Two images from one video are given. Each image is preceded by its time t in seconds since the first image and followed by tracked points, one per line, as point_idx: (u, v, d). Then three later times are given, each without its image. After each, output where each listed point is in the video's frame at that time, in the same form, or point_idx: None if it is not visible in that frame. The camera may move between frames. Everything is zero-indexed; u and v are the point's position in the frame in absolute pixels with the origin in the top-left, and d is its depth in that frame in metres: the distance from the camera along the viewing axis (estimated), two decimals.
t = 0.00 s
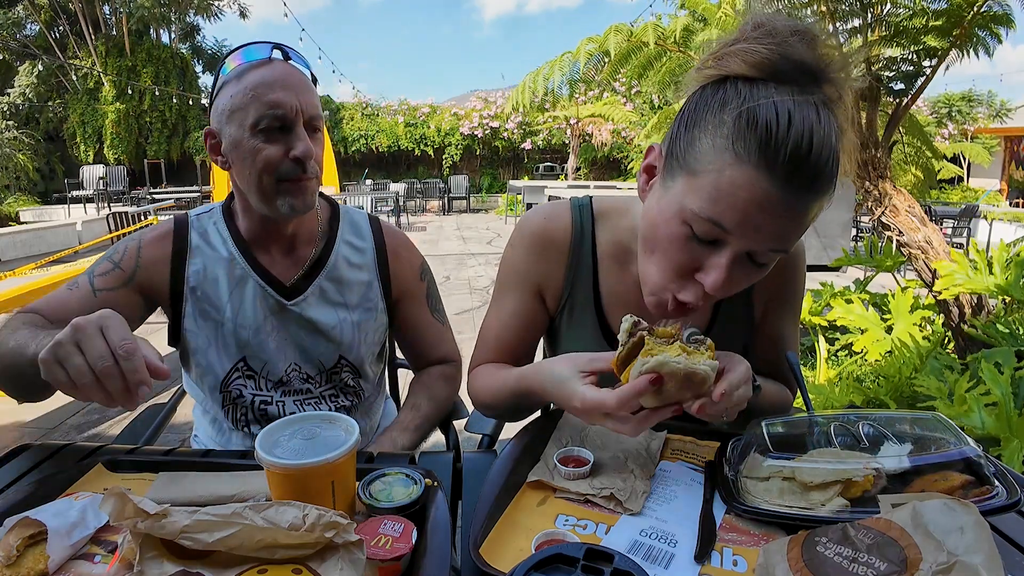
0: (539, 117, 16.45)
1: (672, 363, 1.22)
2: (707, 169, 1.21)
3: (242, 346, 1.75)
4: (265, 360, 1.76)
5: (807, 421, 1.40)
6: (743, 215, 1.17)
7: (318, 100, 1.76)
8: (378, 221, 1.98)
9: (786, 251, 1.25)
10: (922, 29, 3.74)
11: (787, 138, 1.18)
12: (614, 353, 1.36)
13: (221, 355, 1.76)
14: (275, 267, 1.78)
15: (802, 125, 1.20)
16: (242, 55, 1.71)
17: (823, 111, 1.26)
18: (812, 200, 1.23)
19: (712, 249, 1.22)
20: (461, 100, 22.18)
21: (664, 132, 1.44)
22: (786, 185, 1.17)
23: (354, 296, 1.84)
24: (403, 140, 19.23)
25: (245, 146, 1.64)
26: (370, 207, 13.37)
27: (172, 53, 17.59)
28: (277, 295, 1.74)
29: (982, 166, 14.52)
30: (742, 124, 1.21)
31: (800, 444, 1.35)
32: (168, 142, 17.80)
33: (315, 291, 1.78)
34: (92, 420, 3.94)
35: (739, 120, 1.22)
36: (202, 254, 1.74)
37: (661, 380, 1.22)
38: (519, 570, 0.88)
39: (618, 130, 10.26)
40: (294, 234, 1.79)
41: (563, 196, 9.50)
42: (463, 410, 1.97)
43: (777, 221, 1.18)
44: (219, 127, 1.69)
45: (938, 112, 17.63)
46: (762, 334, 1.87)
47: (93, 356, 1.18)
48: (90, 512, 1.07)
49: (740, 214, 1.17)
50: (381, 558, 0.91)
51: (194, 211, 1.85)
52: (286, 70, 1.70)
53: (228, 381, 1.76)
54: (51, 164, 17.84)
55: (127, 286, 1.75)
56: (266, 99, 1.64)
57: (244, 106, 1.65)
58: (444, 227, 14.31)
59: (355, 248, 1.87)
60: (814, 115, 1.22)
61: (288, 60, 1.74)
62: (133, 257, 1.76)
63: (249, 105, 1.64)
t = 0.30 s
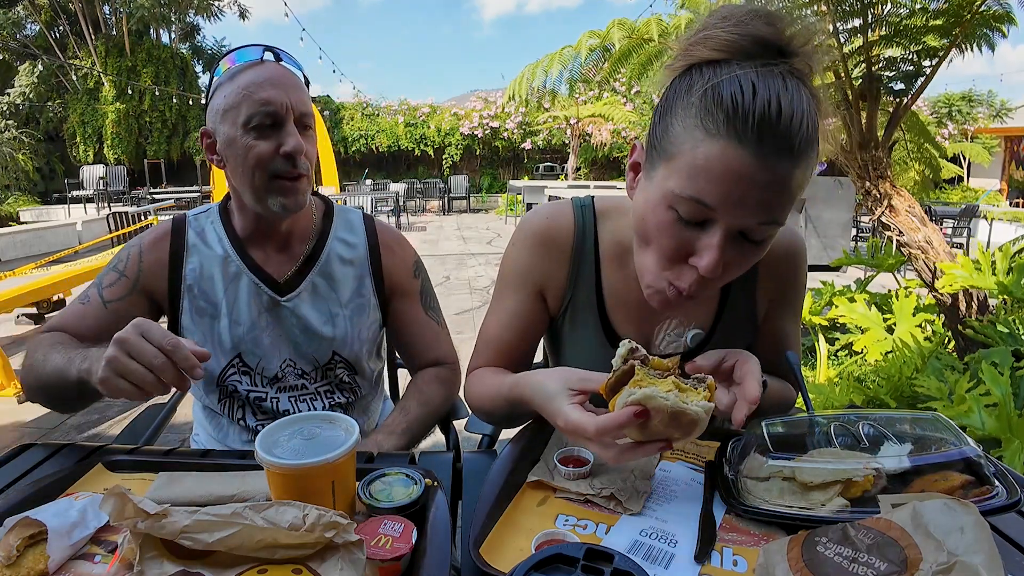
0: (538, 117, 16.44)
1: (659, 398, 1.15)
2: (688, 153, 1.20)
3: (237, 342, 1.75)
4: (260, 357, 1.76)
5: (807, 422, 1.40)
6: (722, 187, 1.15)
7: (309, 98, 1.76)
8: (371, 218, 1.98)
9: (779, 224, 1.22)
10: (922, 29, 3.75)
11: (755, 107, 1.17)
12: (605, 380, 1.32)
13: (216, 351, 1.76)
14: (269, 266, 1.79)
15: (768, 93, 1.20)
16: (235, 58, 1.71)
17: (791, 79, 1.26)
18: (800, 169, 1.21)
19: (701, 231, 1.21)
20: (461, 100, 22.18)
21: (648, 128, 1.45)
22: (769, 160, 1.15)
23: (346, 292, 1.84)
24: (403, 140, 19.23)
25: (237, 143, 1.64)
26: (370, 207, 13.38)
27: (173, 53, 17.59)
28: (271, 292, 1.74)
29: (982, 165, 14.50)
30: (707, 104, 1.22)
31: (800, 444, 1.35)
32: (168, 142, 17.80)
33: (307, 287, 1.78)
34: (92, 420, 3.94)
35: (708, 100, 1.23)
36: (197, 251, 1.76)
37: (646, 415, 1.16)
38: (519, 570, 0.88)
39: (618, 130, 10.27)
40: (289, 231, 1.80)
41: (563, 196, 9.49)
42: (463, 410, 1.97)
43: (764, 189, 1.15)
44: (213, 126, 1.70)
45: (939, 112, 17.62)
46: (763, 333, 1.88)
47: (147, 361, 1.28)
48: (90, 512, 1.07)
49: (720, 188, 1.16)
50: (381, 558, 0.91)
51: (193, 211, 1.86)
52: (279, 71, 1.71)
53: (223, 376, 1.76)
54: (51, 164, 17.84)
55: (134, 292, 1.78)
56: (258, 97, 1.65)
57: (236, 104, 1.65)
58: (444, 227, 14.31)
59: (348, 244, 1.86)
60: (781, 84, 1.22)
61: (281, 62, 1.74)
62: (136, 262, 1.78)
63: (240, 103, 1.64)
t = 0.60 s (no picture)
0: (538, 116, 16.43)
1: (649, 401, 1.14)
2: (672, 148, 1.21)
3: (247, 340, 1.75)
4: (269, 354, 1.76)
5: (807, 422, 1.40)
6: (705, 179, 1.16)
7: (326, 98, 1.76)
8: (381, 218, 1.98)
9: (767, 215, 1.22)
10: (922, 28, 3.75)
11: (737, 100, 1.18)
12: (597, 382, 1.31)
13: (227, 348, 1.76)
14: (282, 264, 1.79)
15: (750, 84, 1.20)
16: (255, 57, 1.72)
17: (776, 71, 1.25)
18: (787, 160, 1.20)
19: (690, 224, 1.21)
20: (461, 100, 22.18)
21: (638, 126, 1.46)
22: (753, 149, 1.15)
23: (357, 291, 1.84)
24: (403, 140, 19.23)
25: (254, 140, 1.64)
26: (370, 207, 13.38)
27: (172, 53, 17.59)
28: (284, 290, 1.74)
29: (982, 165, 14.50)
30: (690, 98, 1.23)
31: (800, 444, 1.35)
32: (168, 142, 17.80)
33: (320, 285, 1.78)
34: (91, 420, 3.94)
35: (692, 95, 1.24)
36: (212, 247, 1.75)
37: (637, 417, 1.15)
38: (519, 570, 0.88)
39: (618, 130, 10.27)
40: (301, 230, 1.81)
41: (563, 196, 9.50)
42: (463, 410, 1.97)
43: (748, 181, 1.15)
44: (231, 124, 1.70)
45: (939, 112, 17.61)
46: (762, 332, 1.87)
47: (249, 361, 1.34)
48: (90, 512, 1.07)
49: (705, 179, 1.16)
50: (381, 558, 0.91)
51: (205, 208, 1.86)
52: (296, 71, 1.70)
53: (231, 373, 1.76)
54: (51, 164, 17.85)
55: (156, 288, 1.77)
56: (275, 96, 1.65)
57: (254, 102, 1.65)
58: (444, 227, 14.30)
59: (359, 244, 1.87)
60: (764, 75, 1.22)
61: (298, 62, 1.74)
62: (153, 259, 1.77)
63: (258, 101, 1.64)
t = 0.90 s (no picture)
0: (538, 116, 16.43)
1: (640, 381, 1.19)
2: (658, 131, 1.22)
3: (257, 341, 1.74)
4: (278, 356, 1.76)
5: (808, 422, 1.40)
6: (688, 158, 1.17)
7: (334, 98, 1.76)
8: (384, 218, 1.99)
9: (756, 192, 1.21)
10: (922, 27, 3.74)
11: (717, 81, 1.19)
12: (590, 369, 1.35)
13: (235, 350, 1.75)
14: (291, 265, 1.79)
15: (726, 66, 1.21)
16: (264, 57, 1.71)
17: (754, 52, 1.27)
18: (772, 138, 1.20)
19: (679, 205, 1.22)
20: (461, 100, 22.18)
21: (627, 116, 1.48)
22: (736, 129, 1.16)
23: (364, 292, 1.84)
24: (403, 140, 19.23)
25: (262, 140, 1.64)
26: (370, 207, 13.38)
27: (173, 53, 17.59)
28: (293, 290, 1.74)
29: (982, 166, 14.49)
30: (672, 83, 1.25)
31: (800, 444, 1.35)
32: (168, 142, 17.80)
33: (329, 285, 1.78)
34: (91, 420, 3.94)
35: (673, 80, 1.26)
36: (222, 246, 1.75)
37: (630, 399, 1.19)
38: (519, 570, 0.88)
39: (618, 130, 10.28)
40: (309, 230, 1.81)
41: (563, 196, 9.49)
42: (463, 410, 1.97)
43: (732, 158, 1.16)
44: (238, 123, 1.69)
45: (938, 113, 17.60)
46: (760, 327, 1.87)
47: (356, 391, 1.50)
48: (90, 512, 1.07)
49: (691, 159, 1.17)
50: (381, 558, 0.91)
51: (210, 208, 1.86)
52: (305, 71, 1.70)
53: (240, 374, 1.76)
54: (50, 164, 17.84)
55: (182, 286, 1.72)
56: (283, 95, 1.64)
57: (263, 101, 1.65)
58: (444, 228, 14.30)
59: (364, 243, 1.87)
60: (744, 57, 1.23)
61: (306, 62, 1.74)
62: (171, 255, 1.72)
63: (269, 99, 1.64)
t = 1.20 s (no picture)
0: (538, 116, 16.42)
1: (627, 339, 1.27)
2: (637, 100, 1.33)
3: (258, 347, 1.74)
4: (279, 362, 1.76)
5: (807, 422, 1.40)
6: (665, 120, 1.26)
7: (335, 98, 1.75)
8: (384, 218, 1.99)
9: (734, 144, 1.28)
10: (922, 28, 3.74)
11: (684, 49, 1.30)
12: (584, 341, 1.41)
13: (236, 356, 1.75)
14: (291, 270, 1.78)
15: (691, 37, 1.33)
16: (261, 56, 1.70)
17: (715, 25, 1.38)
18: (743, 95, 1.28)
19: (661, 165, 1.30)
20: (461, 100, 22.18)
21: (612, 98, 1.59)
22: (709, 89, 1.25)
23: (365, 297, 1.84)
24: (403, 140, 19.23)
25: (263, 143, 1.64)
26: (370, 207, 13.38)
27: (172, 53, 17.58)
28: (294, 295, 1.74)
29: (982, 165, 14.47)
30: (646, 56, 1.37)
31: (800, 444, 1.34)
32: (168, 142, 17.80)
33: (330, 291, 1.78)
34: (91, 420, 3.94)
35: (644, 56, 1.37)
36: (221, 251, 1.75)
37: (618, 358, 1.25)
38: (519, 570, 0.88)
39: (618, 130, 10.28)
40: (309, 234, 1.80)
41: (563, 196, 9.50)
42: (463, 410, 1.97)
43: (705, 113, 1.24)
44: (237, 126, 1.69)
45: (939, 113, 17.58)
46: (756, 313, 1.87)
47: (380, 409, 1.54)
48: (90, 512, 1.07)
49: (667, 120, 1.26)
50: (381, 558, 0.91)
51: (208, 210, 1.87)
52: (304, 70, 1.69)
53: (240, 380, 1.76)
54: (51, 164, 17.85)
55: (181, 292, 1.72)
56: (286, 96, 1.64)
57: (263, 102, 1.64)
58: (444, 227, 14.30)
59: (365, 246, 1.87)
60: (708, 28, 1.35)
61: (306, 61, 1.73)
62: (169, 261, 1.72)
63: (269, 101, 1.64)
